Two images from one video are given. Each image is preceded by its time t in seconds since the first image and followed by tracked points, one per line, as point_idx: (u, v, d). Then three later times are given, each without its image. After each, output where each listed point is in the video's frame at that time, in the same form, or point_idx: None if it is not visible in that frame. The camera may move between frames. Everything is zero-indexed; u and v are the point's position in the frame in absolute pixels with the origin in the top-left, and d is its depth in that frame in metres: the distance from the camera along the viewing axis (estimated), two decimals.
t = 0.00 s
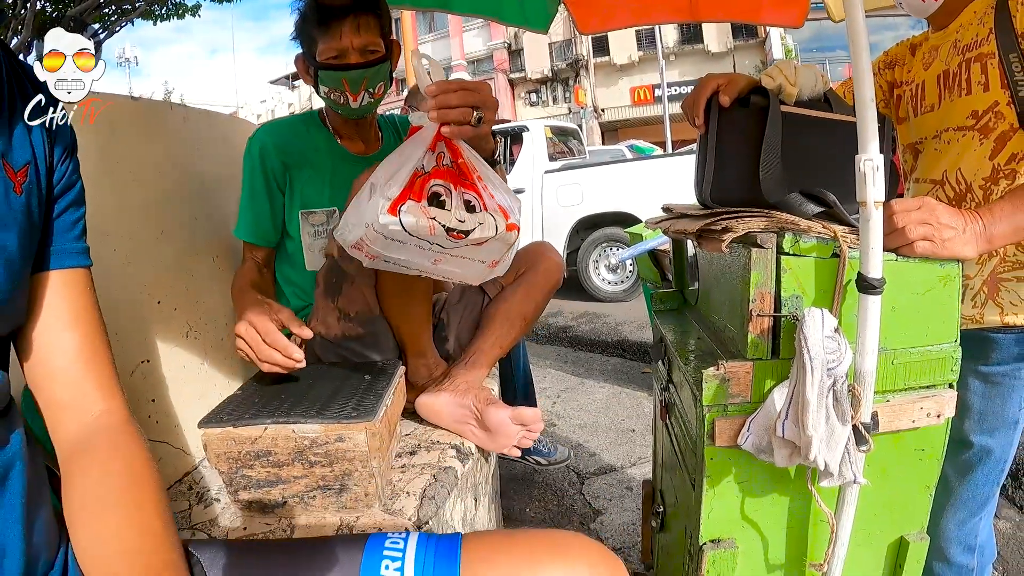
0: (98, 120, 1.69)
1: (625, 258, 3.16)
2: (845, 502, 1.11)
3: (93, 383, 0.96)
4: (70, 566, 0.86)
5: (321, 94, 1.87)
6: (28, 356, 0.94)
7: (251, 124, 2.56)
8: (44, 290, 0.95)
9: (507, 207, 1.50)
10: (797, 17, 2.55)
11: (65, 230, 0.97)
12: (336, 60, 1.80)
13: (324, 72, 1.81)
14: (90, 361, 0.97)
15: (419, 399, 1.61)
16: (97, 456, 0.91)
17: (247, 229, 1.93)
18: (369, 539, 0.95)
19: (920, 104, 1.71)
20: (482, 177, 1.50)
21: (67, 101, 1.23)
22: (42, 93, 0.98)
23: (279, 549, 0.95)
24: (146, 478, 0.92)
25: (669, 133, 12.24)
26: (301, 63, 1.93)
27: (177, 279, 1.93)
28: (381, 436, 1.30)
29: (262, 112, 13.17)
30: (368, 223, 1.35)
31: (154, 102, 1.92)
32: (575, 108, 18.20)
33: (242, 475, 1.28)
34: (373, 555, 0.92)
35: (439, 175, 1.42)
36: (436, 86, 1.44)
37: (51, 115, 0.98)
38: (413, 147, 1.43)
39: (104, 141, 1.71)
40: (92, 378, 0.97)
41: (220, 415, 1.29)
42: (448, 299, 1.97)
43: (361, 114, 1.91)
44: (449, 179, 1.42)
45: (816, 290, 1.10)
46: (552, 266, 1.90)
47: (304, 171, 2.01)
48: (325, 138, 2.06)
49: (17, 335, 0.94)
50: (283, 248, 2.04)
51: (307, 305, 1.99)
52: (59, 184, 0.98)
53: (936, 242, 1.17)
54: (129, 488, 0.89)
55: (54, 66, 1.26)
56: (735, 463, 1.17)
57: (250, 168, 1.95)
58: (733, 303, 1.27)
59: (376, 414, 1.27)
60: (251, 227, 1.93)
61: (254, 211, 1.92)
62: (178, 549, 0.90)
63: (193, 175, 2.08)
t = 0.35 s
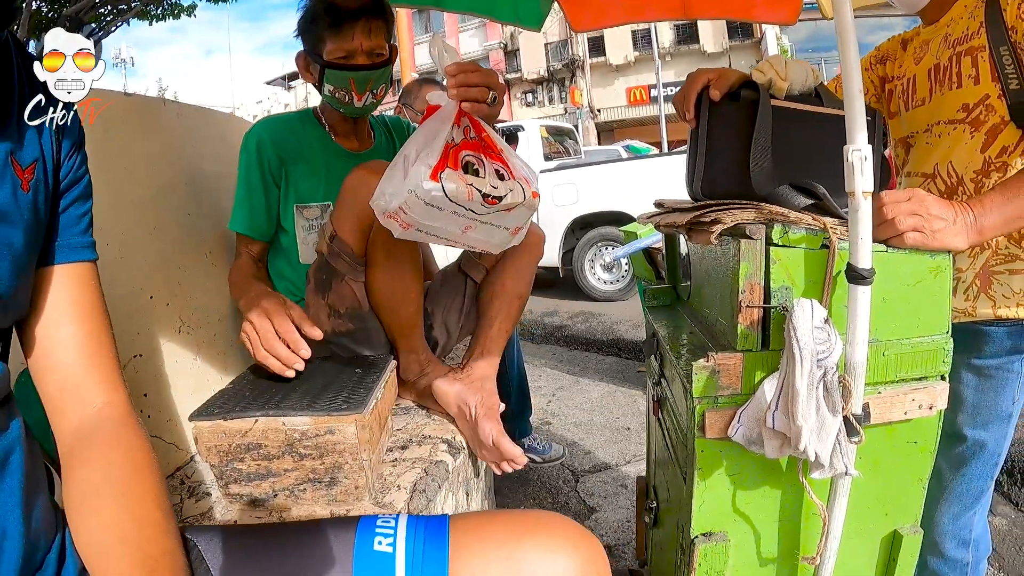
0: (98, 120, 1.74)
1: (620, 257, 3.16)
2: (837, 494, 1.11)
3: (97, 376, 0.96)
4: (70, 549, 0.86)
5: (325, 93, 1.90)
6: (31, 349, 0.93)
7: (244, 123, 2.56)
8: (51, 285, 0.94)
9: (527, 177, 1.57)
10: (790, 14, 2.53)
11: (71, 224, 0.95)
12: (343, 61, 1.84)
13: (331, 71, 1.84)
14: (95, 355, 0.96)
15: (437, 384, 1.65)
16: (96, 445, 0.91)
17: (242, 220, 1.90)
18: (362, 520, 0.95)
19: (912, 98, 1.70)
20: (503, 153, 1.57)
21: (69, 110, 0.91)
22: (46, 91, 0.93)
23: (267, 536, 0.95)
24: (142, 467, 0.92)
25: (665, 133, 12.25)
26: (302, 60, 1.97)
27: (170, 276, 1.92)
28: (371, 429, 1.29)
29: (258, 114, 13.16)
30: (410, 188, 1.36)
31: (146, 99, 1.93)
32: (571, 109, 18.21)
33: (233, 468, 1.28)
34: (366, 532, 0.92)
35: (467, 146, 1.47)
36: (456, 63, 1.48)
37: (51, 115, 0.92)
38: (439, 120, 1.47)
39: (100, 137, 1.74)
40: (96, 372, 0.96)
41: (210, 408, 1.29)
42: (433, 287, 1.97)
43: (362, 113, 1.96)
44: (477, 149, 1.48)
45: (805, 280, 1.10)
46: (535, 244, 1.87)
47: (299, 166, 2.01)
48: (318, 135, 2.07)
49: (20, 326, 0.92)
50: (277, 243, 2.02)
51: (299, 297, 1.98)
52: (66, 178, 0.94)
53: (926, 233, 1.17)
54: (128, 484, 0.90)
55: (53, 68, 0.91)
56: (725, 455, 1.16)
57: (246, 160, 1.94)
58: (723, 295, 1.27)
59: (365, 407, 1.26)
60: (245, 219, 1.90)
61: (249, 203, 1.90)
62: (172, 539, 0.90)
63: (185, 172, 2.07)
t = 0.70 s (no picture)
0: (98, 120, 1.73)
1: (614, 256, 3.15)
2: (830, 488, 1.09)
3: (79, 367, 0.96)
4: (52, 539, 0.85)
5: (325, 85, 1.92)
6: (15, 338, 0.94)
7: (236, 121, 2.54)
8: (36, 275, 0.95)
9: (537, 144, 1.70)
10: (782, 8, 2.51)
11: (59, 213, 0.97)
12: (345, 54, 1.88)
13: (333, 63, 1.87)
14: (77, 346, 0.97)
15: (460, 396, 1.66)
16: (78, 435, 0.91)
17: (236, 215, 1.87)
18: (343, 513, 0.94)
19: (905, 90, 1.67)
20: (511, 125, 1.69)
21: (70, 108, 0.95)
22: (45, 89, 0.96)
23: (249, 527, 0.93)
24: (123, 461, 0.92)
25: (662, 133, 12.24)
26: (297, 54, 1.97)
27: (159, 272, 1.89)
28: (357, 423, 1.28)
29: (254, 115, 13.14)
30: (439, 166, 1.48)
31: (137, 94, 1.91)
32: (568, 110, 18.20)
33: (219, 463, 1.26)
34: (346, 525, 0.90)
35: (481, 121, 1.58)
36: (460, 46, 1.61)
37: (52, 115, 0.96)
38: (452, 99, 1.58)
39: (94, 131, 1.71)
40: (79, 364, 0.96)
41: (197, 403, 1.27)
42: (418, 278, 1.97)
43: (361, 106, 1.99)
44: (490, 124, 1.59)
45: (796, 272, 1.09)
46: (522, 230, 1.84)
47: (290, 160, 2.00)
48: (309, 130, 2.06)
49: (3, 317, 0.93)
50: (268, 238, 1.98)
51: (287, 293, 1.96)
52: (58, 167, 0.97)
53: (918, 223, 1.15)
54: (109, 469, 0.91)
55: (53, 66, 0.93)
56: (716, 450, 1.15)
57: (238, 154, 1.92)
58: (713, 288, 1.26)
59: (351, 401, 1.25)
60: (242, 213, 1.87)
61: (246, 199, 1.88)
62: (151, 527, 0.89)
63: (176, 168, 2.04)
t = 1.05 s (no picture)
0: (97, 119, 1.72)
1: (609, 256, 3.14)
2: (822, 490, 1.08)
3: (66, 369, 0.94)
4: (36, 544, 0.85)
5: (324, 82, 1.93)
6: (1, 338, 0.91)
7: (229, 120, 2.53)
8: (24, 276, 0.93)
9: (535, 121, 1.88)
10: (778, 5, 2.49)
11: (50, 212, 0.96)
12: (345, 51, 1.92)
13: (334, 60, 1.90)
14: (63, 346, 0.95)
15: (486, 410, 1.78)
16: (63, 436, 0.90)
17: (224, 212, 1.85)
18: (326, 516, 0.92)
19: (899, 88, 1.65)
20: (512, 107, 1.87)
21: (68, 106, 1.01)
22: (44, 89, 0.98)
23: (233, 528, 0.92)
24: (105, 463, 0.90)
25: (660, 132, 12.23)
26: (291, 51, 1.96)
27: (150, 272, 1.87)
28: (345, 424, 1.26)
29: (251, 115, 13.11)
30: (452, 161, 1.70)
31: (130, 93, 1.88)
32: (566, 110, 18.19)
33: (207, 463, 1.24)
34: (328, 527, 0.88)
35: (483, 112, 1.76)
36: (455, 40, 1.80)
37: (52, 114, 0.98)
38: (454, 95, 1.75)
39: (87, 130, 1.68)
40: (67, 361, 0.95)
41: (184, 403, 1.25)
42: (409, 277, 1.96)
43: (357, 103, 2.01)
44: (492, 113, 1.77)
45: (787, 270, 1.08)
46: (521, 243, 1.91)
47: (278, 159, 1.98)
48: (297, 129, 2.05)
49: None
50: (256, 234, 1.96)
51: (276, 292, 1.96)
52: (50, 166, 0.97)
53: (911, 221, 1.13)
54: (93, 472, 0.89)
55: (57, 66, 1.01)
56: (706, 451, 1.14)
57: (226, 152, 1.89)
58: (704, 288, 1.24)
59: (338, 401, 1.23)
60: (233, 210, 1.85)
61: (237, 198, 1.85)
62: (136, 529, 0.88)
63: (166, 167, 2.02)
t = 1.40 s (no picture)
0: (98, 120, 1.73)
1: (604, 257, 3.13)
2: (814, 494, 1.07)
3: (59, 376, 0.93)
4: (28, 549, 0.83)
5: (321, 80, 1.93)
6: None
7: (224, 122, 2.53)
8: (19, 283, 0.92)
9: (534, 120, 1.94)
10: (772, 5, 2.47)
11: (45, 216, 0.95)
12: (341, 50, 1.94)
13: (332, 59, 1.91)
14: (56, 352, 0.93)
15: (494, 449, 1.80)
16: (57, 442, 0.88)
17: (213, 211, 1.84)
18: (315, 522, 0.91)
19: (893, 88, 1.64)
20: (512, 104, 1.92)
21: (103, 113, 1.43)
22: (43, 92, 0.99)
23: (221, 533, 0.91)
24: (93, 471, 0.89)
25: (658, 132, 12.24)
26: (284, 53, 1.95)
27: (143, 274, 1.86)
28: (335, 427, 1.25)
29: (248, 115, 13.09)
30: (452, 168, 1.83)
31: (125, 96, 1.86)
32: (564, 110, 18.19)
33: (198, 466, 1.23)
34: (317, 534, 0.87)
35: (482, 116, 1.84)
36: (454, 44, 1.82)
37: (51, 115, 0.99)
38: (454, 101, 1.83)
39: (81, 132, 1.67)
40: (60, 370, 0.93)
41: (176, 406, 1.25)
42: (410, 290, 1.93)
43: (353, 102, 2.02)
44: (490, 117, 1.85)
45: (778, 273, 1.07)
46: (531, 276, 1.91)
47: (268, 159, 1.97)
48: (287, 130, 2.04)
49: None
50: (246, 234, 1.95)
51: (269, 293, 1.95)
52: (45, 170, 0.98)
53: (904, 223, 1.12)
54: (86, 478, 0.88)
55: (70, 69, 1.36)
56: (698, 455, 1.13)
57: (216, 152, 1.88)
58: (696, 291, 1.24)
59: (329, 404, 1.22)
60: (220, 211, 1.85)
61: (224, 198, 1.85)
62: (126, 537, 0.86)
63: (159, 169, 2.00)
